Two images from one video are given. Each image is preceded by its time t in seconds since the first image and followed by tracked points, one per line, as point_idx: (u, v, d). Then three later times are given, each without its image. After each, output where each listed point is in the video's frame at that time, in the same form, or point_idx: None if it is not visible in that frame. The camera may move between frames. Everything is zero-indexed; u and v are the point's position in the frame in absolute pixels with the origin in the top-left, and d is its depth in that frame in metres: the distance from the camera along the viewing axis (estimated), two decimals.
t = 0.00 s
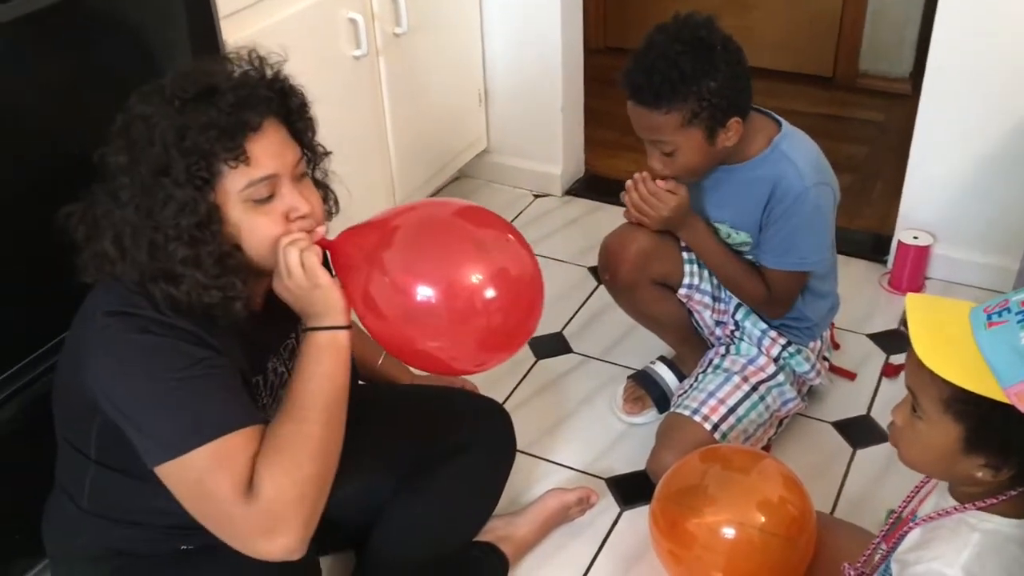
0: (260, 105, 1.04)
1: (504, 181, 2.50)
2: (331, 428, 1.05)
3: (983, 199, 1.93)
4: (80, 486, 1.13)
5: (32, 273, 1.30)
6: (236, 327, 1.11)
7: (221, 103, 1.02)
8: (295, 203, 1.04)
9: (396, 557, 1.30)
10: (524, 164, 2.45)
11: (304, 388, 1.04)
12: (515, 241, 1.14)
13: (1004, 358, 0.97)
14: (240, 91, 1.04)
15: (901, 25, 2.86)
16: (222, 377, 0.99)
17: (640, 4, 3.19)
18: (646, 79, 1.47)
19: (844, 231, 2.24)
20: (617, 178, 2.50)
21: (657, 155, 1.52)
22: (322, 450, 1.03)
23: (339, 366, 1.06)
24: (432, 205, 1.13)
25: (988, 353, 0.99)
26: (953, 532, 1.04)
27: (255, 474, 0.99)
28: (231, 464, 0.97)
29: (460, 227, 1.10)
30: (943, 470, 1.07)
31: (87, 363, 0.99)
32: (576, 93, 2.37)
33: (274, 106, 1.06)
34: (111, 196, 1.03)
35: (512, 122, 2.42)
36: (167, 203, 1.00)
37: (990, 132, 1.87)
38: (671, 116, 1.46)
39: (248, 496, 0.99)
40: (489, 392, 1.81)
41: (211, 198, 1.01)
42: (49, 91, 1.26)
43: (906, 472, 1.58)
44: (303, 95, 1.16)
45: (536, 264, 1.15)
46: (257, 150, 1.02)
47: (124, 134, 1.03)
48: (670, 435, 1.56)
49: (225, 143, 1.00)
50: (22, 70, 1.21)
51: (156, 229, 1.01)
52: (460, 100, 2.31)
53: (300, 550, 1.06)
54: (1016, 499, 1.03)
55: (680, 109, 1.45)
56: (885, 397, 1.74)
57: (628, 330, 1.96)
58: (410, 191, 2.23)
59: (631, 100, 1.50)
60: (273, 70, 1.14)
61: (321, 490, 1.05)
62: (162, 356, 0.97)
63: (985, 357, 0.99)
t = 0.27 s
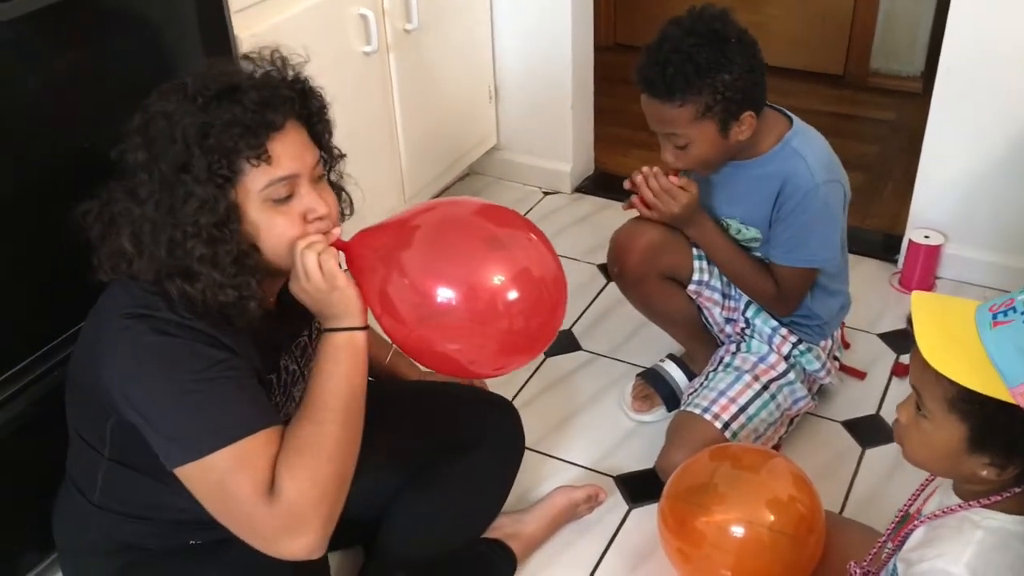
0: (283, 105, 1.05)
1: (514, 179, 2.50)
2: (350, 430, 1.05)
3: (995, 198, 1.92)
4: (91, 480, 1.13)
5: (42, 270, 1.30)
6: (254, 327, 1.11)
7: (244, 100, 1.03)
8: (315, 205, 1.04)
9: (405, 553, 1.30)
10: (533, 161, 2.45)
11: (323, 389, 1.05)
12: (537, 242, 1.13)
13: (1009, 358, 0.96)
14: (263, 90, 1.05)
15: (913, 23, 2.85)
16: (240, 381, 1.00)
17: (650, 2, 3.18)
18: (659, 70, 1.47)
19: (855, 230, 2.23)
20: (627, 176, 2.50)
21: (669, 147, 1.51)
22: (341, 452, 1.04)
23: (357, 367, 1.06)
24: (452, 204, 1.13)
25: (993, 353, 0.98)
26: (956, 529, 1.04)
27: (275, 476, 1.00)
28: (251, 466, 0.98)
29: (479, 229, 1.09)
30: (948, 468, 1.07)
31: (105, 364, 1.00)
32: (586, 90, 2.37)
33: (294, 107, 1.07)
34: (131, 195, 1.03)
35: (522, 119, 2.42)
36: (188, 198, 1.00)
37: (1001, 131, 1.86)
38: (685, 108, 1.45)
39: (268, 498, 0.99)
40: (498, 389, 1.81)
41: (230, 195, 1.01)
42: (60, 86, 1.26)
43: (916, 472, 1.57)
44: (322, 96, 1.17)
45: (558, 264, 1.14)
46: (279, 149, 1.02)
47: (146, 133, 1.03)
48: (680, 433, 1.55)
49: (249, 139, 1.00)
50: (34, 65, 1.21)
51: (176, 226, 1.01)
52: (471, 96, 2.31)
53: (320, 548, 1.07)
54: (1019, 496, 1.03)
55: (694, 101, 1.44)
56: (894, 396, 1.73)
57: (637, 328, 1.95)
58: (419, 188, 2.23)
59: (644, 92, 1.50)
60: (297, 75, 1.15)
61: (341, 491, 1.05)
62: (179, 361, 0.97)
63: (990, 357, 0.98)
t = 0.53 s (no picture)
0: (332, 113, 1.05)
1: (518, 175, 2.50)
2: (356, 432, 1.06)
3: (1000, 196, 1.92)
4: (94, 473, 1.13)
5: (45, 264, 1.30)
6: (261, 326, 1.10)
7: (296, 104, 1.02)
8: (342, 212, 1.05)
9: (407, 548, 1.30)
10: (538, 158, 2.45)
11: (330, 391, 1.06)
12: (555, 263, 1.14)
13: (1012, 354, 0.96)
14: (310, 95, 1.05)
15: (920, 21, 2.84)
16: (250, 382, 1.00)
17: None
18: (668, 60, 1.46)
19: (860, 228, 2.23)
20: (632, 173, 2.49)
21: (675, 139, 1.51)
22: (345, 454, 1.05)
23: (365, 372, 1.08)
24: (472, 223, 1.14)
25: (995, 349, 0.98)
26: (958, 527, 1.04)
27: (281, 477, 1.00)
28: (259, 468, 0.98)
29: (497, 248, 1.10)
30: (950, 465, 1.06)
31: (108, 357, 0.99)
32: (591, 86, 2.37)
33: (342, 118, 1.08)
34: (161, 184, 1.01)
35: (526, 115, 2.41)
36: (229, 195, 0.98)
37: (1007, 129, 1.85)
38: (692, 100, 1.45)
39: (273, 499, 0.99)
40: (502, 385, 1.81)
41: (271, 196, 1.00)
42: (64, 79, 1.26)
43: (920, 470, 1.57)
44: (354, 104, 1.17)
45: (574, 285, 1.15)
46: (321, 155, 1.03)
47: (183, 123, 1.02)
48: (684, 429, 1.55)
49: (298, 143, 1.00)
50: (38, 57, 1.21)
51: (212, 221, 1.00)
52: (476, 92, 2.31)
53: (320, 550, 1.07)
54: (1021, 493, 1.03)
55: (702, 92, 1.44)
56: (898, 394, 1.73)
57: (641, 324, 1.95)
58: (424, 183, 2.22)
59: (651, 82, 1.50)
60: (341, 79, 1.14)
61: (343, 493, 1.06)
62: (185, 360, 0.97)
63: (993, 353, 0.98)
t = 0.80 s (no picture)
0: (336, 111, 1.04)
1: (519, 172, 2.50)
2: (352, 447, 1.06)
3: (1000, 197, 1.92)
4: (96, 469, 1.14)
5: (46, 263, 1.30)
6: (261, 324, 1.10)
7: (301, 104, 1.02)
8: (345, 208, 1.04)
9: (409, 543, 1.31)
10: (539, 155, 2.45)
11: (330, 405, 1.06)
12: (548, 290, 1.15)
13: (1011, 359, 0.97)
14: (313, 93, 1.04)
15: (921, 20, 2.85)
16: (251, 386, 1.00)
17: None
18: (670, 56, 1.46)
19: (860, 227, 2.23)
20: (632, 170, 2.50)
21: (676, 133, 1.51)
22: (339, 468, 1.05)
23: (366, 388, 1.08)
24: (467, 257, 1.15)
25: (994, 353, 0.98)
26: (957, 528, 1.04)
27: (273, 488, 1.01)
28: (254, 477, 0.99)
29: (495, 278, 1.10)
30: (949, 467, 1.07)
31: (112, 356, 0.99)
32: (592, 84, 2.37)
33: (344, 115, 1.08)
34: (166, 185, 1.00)
35: (527, 113, 2.42)
36: (239, 194, 0.97)
37: (1007, 129, 1.86)
38: (694, 95, 1.45)
39: (264, 509, 1.00)
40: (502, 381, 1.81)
41: (278, 193, 0.99)
42: (67, 75, 1.26)
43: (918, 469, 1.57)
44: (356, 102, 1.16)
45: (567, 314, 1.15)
46: (325, 153, 1.02)
47: (187, 121, 1.00)
48: (683, 426, 1.56)
49: (303, 141, 1.00)
50: (40, 55, 1.22)
51: (222, 222, 0.98)
52: (477, 89, 2.31)
53: (307, 554, 1.09)
54: (1019, 495, 1.04)
55: (703, 87, 1.44)
56: (897, 393, 1.74)
57: (641, 322, 1.96)
58: (425, 181, 2.23)
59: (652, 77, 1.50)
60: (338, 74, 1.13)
61: (334, 503, 1.07)
62: (188, 362, 0.97)
63: (992, 357, 0.99)
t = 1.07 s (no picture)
0: (282, 89, 1.02)
1: (517, 170, 2.51)
2: (357, 488, 1.03)
3: (997, 196, 1.93)
4: (95, 465, 1.14)
5: (45, 260, 1.31)
6: (240, 308, 1.10)
7: (247, 83, 0.99)
8: (295, 188, 1.02)
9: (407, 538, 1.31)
10: (536, 154, 2.46)
11: (360, 446, 1.02)
12: (552, 344, 1.16)
13: (1008, 358, 0.97)
14: (261, 72, 1.01)
15: (918, 20, 2.85)
16: (213, 368, 1.00)
17: None
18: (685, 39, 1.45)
19: (856, 226, 2.24)
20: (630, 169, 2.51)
21: (683, 117, 1.50)
22: (330, 500, 1.02)
23: (404, 444, 1.03)
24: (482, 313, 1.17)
25: (992, 352, 0.99)
26: (952, 525, 1.05)
27: (253, 491, 0.98)
28: (224, 460, 0.98)
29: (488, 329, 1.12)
30: (945, 464, 1.08)
31: (88, 338, 1.01)
32: (590, 83, 2.38)
33: (296, 94, 1.05)
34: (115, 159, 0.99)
35: (526, 111, 2.42)
36: (180, 174, 0.96)
37: (1004, 128, 1.87)
38: (706, 79, 1.44)
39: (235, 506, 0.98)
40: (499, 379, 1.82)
41: (223, 175, 0.98)
42: (66, 72, 1.27)
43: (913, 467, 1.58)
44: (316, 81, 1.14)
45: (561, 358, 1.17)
46: (273, 134, 1.00)
47: (134, 96, 0.98)
48: (679, 422, 1.56)
49: (249, 123, 0.97)
50: (40, 52, 1.22)
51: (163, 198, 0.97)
52: (476, 87, 2.32)
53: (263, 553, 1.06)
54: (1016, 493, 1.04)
55: (718, 74, 1.43)
56: (893, 391, 1.74)
57: (638, 320, 1.96)
58: (422, 178, 2.23)
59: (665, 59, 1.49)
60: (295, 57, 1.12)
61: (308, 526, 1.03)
62: (152, 341, 0.98)
63: (989, 356, 0.99)
